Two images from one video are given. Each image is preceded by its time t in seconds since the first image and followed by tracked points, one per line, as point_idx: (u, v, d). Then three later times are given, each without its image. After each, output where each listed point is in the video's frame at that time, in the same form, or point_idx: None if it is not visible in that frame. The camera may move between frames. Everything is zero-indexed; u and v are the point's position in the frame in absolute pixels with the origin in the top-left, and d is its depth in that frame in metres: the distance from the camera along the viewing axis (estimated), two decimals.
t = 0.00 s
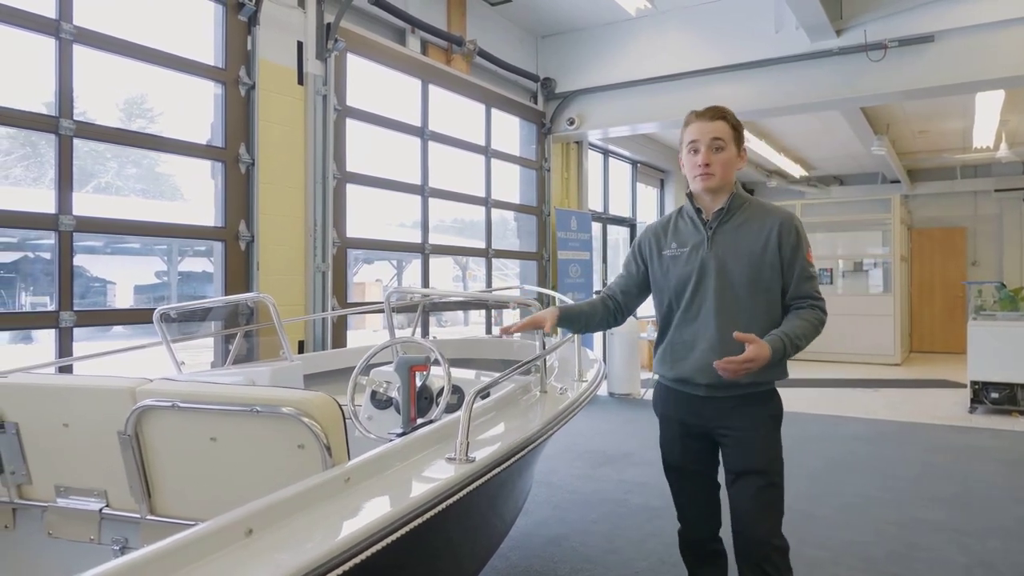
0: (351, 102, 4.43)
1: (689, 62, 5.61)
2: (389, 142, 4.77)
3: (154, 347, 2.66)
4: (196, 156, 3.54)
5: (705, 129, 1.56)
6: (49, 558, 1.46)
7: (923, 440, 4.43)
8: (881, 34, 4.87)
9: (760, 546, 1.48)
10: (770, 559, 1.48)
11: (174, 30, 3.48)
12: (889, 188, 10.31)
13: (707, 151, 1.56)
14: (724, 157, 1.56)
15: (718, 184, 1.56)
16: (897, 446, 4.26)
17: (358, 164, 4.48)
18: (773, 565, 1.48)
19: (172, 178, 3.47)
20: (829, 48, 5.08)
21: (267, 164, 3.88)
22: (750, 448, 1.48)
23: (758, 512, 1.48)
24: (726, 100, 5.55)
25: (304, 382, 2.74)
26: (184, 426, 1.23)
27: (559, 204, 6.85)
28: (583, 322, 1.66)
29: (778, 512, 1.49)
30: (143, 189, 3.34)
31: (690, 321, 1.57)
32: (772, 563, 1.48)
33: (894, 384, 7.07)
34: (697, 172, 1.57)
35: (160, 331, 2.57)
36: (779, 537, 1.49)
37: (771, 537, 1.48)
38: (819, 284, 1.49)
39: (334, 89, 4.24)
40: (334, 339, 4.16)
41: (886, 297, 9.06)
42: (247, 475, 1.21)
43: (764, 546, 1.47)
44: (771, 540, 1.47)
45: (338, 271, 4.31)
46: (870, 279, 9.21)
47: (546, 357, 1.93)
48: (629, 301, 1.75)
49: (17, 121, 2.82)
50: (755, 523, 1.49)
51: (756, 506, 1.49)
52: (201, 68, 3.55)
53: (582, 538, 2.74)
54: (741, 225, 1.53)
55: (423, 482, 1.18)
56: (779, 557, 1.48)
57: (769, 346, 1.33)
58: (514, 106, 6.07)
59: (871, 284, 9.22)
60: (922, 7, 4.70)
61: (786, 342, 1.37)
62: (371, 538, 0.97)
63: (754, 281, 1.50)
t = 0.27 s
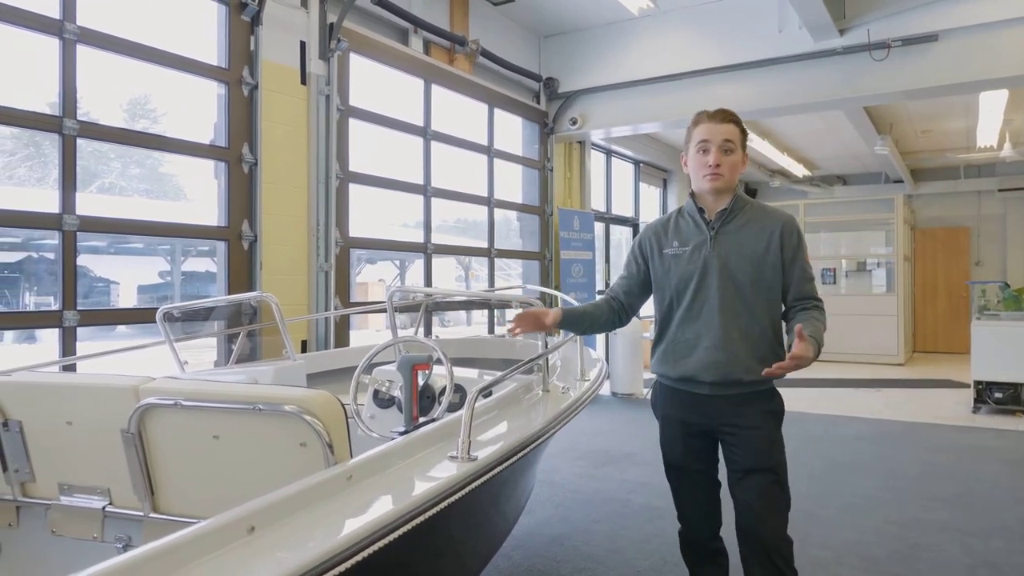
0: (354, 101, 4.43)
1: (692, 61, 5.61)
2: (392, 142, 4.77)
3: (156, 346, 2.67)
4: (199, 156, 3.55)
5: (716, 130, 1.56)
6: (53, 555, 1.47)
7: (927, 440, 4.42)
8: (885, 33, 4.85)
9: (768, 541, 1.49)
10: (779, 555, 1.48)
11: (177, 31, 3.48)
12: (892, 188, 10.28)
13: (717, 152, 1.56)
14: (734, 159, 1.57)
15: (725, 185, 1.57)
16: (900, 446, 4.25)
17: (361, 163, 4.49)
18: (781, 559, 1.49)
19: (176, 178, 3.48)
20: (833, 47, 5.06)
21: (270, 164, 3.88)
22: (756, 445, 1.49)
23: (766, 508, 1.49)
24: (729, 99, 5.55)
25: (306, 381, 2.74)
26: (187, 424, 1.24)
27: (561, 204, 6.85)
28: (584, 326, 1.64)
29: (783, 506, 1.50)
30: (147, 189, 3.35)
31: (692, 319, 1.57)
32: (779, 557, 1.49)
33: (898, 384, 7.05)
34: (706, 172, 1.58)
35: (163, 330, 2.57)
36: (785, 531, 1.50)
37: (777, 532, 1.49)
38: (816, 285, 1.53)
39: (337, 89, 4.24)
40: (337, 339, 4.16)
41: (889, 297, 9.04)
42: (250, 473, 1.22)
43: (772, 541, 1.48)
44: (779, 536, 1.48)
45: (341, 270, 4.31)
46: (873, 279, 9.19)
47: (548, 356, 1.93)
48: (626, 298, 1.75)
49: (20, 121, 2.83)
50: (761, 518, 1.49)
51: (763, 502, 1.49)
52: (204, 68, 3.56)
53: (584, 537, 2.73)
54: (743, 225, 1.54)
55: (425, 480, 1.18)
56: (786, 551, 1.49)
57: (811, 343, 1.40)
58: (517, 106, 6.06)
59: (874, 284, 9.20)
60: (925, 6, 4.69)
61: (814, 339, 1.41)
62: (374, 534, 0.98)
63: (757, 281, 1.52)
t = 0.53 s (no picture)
0: (357, 101, 4.43)
1: (695, 61, 5.60)
2: (395, 142, 4.78)
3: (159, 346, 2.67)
4: (202, 156, 3.55)
5: (729, 129, 1.57)
6: (56, 554, 1.47)
7: (930, 440, 4.41)
8: (888, 33, 4.85)
9: (773, 541, 1.49)
10: (784, 553, 1.48)
11: (180, 31, 3.49)
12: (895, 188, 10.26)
13: (729, 151, 1.56)
14: (743, 159, 1.58)
15: (734, 184, 1.57)
16: (904, 446, 4.24)
17: (364, 163, 4.49)
18: (786, 558, 1.49)
19: (179, 178, 3.49)
20: (836, 47, 5.05)
21: (273, 164, 3.89)
22: (760, 444, 1.49)
23: (771, 507, 1.49)
24: (732, 99, 5.54)
25: (309, 380, 2.75)
26: (190, 423, 1.24)
27: (564, 204, 6.85)
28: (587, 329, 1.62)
29: (787, 505, 1.50)
30: (150, 189, 3.36)
31: (697, 318, 1.56)
32: (785, 556, 1.48)
33: (901, 384, 7.04)
34: (716, 170, 1.57)
35: (166, 330, 2.57)
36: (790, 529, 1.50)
37: (783, 531, 1.48)
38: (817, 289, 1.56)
39: (340, 89, 4.24)
40: (339, 339, 4.17)
41: (892, 297, 9.02)
42: (253, 472, 1.22)
43: (777, 540, 1.48)
44: (784, 534, 1.48)
45: (343, 270, 4.32)
46: (876, 279, 9.17)
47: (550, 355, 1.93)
48: (627, 297, 1.74)
49: (25, 121, 2.84)
50: (766, 518, 1.49)
51: (768, 500, 1.49)
52: (208, 68, 3.56)
53: (587, 537, 2.73)
54: (748, 225, 1.55)
55: (428, 478, 1.19)
56: (791, 549, 1.49)
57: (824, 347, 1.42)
58: (520, 105, 6.06)
59: (878, 283, 9.18)
60: (928, 6, 4.68)
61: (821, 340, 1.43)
62: (378, 532, 0.98)
63: (762, 281, 1.52)
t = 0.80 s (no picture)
0: (360, 101, 4.44)
1: (697, 60, 5.59)
2: (397, 142, 4.78)
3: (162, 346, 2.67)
4: (204, 155, 3.56)
5: (732, 126, 1.57)
6: (59, 551, 1.48)
7: (933, 439, 4.40)
8: (891, 32, 4.84)
9: (777, 539, 1.48)
10: (787, 552, 1.48)
11: (183, 30, 3.49)
12: (898, 187, 10.25)
13: (733, 148, 1.56)
14: (746, 157, 1.58)
15: (737, 181, 1.57)
16: (907, 446, 4.23)
17: (366, 163, 4.49)
18: (790, 557, 1.48)
19: (181, 178, 3.49)
20: (839, 46, 5.04)
21: (275, 163, 3.89)
22: (765, 443, 1.49)
23: (775, 506, 1.49)
24: (734, 98, 5.53)
25: (311, 379, 2.75)
26: (192, 421, 1.24)
27: (566, 203, 6.84)
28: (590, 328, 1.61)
29: (792, 504, 1.50)
30: (153, 189, 3.36)
31: (702, 316, 1.56)
32: (789, 555, 1.48)
33: (904, 384, 7.02)
34: (720, 168, 1.57)
35: (169, 329, 2.57)
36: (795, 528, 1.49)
37: (788, 529, 1.48)
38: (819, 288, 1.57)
39: (342, 88, 4.25)
40: (342, 338, 4.17)
41: (895, 296, 9.01)
42: (255, 470, 1.22)
43: (780, 539, 1.47)
44: (788, 533, 1.48)
45: (346, 270, 4.32)
46: (879, 278, 9.15)
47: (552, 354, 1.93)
48: (629, 296, 1.73)
49: (29, 121, 2.85)
50: (771, 516, 1.48)
51: (773, 499, 1.49)
52: (210, 67, 3.56)
53: (589, 537, 2.73)
54: (752, 225, 1.55)
55: (430, 476, 1.18)
56: (796, 549, 1.48)
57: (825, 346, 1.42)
58: (522, 105, 6.06)
59: (881, 283, 9.17)
60: (931, 5, 4.67)
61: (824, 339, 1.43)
62: (380, 529, 0.98)
63: (766, 281, 1.52)
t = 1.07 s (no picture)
0: (362, 101, 4.44)
1: (700, 59, 5.58)
2: (399, 142, 4.78)
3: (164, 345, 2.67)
4: (207, 155, 3.56)
5: (733, 126, 1.57)
6: (61, 551, 1.48)
7: (936, 439, 4.39)
8: (894, 31, 4.83)
9: (779, 539, 1.48)
10: (790, 553, 1.47)
11: (185, 30, 3.49)
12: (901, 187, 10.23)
13: (733, 148, 1.56)
14: (747, 156, 1.57)
15: (739, 180, 1.56)
16: (909, 446, 4.22)
17: (368, 162, 4.49)
18: (793, 557, 1.48)
19: (184, 178, 3.50)
20: (841, 45, 5.03)
21: (277, 163, 3.89)
22: (769, 443, 1.49)
23: (778, 506, 1.48)
24: (736, 98, 5.52)
25: (313, 379, 2.75)
26: (194, 421, 1.24)
27: (568, 203, 6.84)
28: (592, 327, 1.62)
29: (795, 504, 1.49)
30: (155, 189, 3.37)
31: (705, 316, 1.56)
32: (792, 555, 1.47)
33: (906, 383, 7.01)
34: (721, 168, 1.57)
35: (171, 328, 2.57)
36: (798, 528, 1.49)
37: (790, 529, 1.48)
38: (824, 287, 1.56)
39: (344, 88, 4.25)
40: (344, 338, 4.17)
41: (897, 296, 8.99)
42: (257, 470, 1.22)
43: (783, 539, 1.47)
44: (791, 533, 1.47)
45: (348, 270, 4.32)
46: (882, 278, 9.13)
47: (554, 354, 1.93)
48: (633, 294, 1.73)
49: (32, 121, 2.86)
50: (773, 516, 1.48)
51: (775, 499, 1.48)
52: (212, 67, 3.57)
53: (591, 537, 2.72)
54: (756, 225, 1.54)
55: (432, 476, 1.18)
56: (799, 550, 1.48)
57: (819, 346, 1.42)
58: (524, 104, 6.06)
59: (883, 283, 9.15)
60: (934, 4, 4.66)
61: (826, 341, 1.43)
62: (381, 529, 0.98)
63: (770, 280, 1.52)
